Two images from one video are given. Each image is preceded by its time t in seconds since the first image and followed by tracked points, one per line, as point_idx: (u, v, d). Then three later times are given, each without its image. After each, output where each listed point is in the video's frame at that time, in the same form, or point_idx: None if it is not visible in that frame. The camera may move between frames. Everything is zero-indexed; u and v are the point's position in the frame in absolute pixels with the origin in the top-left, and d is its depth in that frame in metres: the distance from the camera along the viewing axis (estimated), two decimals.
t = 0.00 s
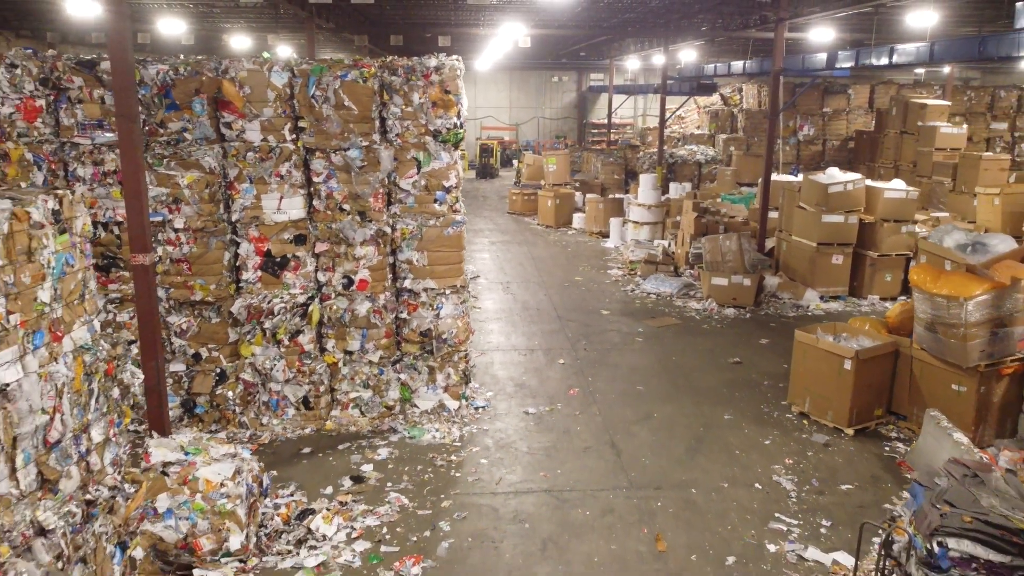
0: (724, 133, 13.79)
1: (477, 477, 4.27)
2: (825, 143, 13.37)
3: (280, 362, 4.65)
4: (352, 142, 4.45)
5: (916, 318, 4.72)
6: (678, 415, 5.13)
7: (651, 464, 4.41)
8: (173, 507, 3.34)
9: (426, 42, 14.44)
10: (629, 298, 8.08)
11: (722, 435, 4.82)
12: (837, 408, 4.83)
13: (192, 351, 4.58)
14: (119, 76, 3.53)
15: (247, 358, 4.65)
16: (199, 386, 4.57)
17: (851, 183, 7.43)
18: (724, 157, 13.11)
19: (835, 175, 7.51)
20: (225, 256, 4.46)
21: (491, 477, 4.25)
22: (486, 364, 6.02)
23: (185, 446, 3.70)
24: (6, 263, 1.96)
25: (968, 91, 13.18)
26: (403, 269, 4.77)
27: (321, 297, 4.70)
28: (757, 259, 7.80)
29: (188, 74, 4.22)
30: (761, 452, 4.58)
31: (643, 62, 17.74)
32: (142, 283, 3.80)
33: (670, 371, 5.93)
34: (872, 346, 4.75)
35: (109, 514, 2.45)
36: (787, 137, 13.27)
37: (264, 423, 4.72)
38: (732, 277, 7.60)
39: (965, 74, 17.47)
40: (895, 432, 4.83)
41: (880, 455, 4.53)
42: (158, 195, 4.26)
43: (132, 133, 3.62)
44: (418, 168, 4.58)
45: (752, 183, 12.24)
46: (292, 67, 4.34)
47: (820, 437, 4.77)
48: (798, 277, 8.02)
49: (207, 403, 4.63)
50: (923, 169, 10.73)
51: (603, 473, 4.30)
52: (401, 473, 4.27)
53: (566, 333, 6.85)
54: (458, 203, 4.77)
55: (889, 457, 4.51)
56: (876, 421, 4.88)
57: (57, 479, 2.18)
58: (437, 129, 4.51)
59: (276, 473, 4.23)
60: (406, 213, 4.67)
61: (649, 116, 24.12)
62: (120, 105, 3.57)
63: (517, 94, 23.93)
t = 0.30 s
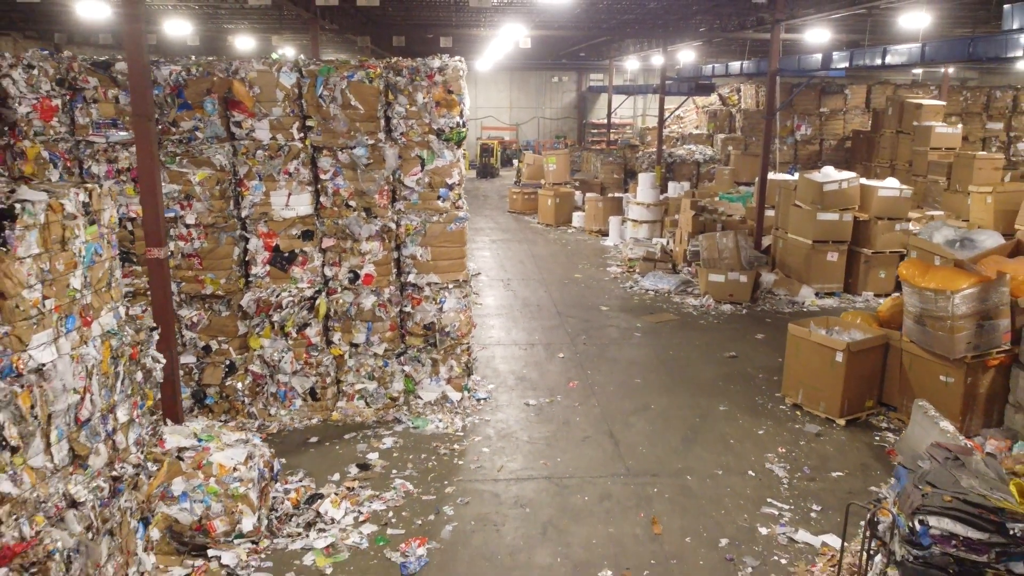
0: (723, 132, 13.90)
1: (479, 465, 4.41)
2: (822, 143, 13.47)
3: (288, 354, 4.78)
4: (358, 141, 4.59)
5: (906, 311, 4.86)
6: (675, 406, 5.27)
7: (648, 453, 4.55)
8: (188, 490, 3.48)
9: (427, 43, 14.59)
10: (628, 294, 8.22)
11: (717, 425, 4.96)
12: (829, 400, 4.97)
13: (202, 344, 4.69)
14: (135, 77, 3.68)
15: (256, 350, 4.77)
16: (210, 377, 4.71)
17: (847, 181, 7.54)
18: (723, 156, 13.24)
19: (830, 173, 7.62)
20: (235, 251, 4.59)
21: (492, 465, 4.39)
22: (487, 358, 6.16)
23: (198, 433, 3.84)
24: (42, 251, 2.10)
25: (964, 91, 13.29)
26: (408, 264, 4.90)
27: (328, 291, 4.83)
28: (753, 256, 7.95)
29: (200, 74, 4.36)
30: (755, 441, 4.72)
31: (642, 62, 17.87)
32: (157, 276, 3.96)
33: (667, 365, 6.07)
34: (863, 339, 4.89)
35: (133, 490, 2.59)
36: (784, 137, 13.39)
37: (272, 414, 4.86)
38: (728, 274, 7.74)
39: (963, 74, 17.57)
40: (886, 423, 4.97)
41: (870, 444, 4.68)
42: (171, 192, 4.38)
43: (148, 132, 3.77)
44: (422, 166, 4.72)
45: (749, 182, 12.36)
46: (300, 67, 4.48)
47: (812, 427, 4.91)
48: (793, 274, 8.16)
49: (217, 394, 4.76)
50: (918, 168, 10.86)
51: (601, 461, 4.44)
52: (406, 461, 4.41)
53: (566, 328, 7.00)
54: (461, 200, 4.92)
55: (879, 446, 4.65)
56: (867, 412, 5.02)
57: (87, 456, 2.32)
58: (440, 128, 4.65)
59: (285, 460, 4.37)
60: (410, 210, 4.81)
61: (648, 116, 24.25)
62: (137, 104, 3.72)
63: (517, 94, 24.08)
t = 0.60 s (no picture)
0: (721, 132, 14.03)
1: (481, 453, 4.55)
2: (819, 142, 13.59)
3: (295, 346, 4.93)
4: (364, 139, 4.73)
5: (895, 304, 5.00)
6: (671, 398, 5.41)
7: (644, 441, 4.70)
8: (201, 474, 3.64)
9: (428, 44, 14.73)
10: (626, 291, 8.36)
11: (713, 415, 5.10)
12: (821, 391, 5.11)
13: (211, 336, 4.84)
14: (151, 78, 3.84)
15: (264, 343, 4.92)
16: (219, 368, 4.84)
17: (842, 179, 7.66)
18: (721, 155, 13.39)
19: (825, 171, 7.72)
20: (244, 246, 4.72)
21: (494, 453, 4.54)
22: (488, 352, 6.30)
23: (210, 421, 3.98)
24: (74, 240, 2.24)
25: (960, 91, 13.41)
26: (411, 259, 5.05)
27: (334, 285, 4.98)
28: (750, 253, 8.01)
29: (211, 74, 4.50)
30: (749, 431, 4.86)
31: (642, 62, 18.01)
32: (171, 269, 4.11)
33: (665, 358, 6.22)
34: (854, 332, 5.03)
35: (155, 469, 2.74)
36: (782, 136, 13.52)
37: (280, 405, 5.00)
38: (725, 270, 7.88)
39: (960, 74, 17.69)
40: (877, 413, 5.11)
41: (861, 434, 4.82)
42: (182, 188, 4.52)
43: (163, 132, 3.93)
44: (425, 164, 4.87)
45: (747, 181, 12.50)
46: (308, 68, 4.62)
47: (805, 418, 5.05)
48: (790, 271, 8.29)
49: (226, 386, 4.90)
50: (913, 167, 11.00)
51: (600, 450, 4.59)
52: (411, 450, 4.55)
53: (566, 324, 7.13)
54: (463, 197, 5.07)
55: (870, 436, 4.79)
56: (858, 403, 5.16)
57: (114, 434, 2.46)
58: (444, 127, 4.79)
59: (293, 449, 4.51)
60: (414, 206, 4.95)
61: (648, 116, 24.40)
62: (152, 105, 3.87)
63: (517, 94, 24.23)
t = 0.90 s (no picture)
0: (719, 132, 14.15)
1: (482, 442, 4.69)
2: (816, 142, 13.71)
3: (302, 339, 5.07)
4: (369, 138, 4.88)
5: (885, 298, 5.14)
6: (668, 390, 5.55)
7: (641, 431, 4.84)
8: (214, 460, 3.78)
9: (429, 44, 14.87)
10: (625, 288, 8.51)
11: (708, 407, 5.24)
12: (813, 383, 5.25)
13: (221, 329, 4.97)
14: (165, 80, 4.00)
15: (272, 336, 5.05)
16: (228, 361, 4.98)
17: (836, 178, 7.79)
18: (719, 155, 13.53)
19: (820, 170, 7.87)
20: (252, 241, 4.87)
21: (495, 442, 4.68)
22: (489, 346, 6.45)
23: (221, 410, 4.13)
24: (102, 231, 2.38)
25: (956, 91, 13.51)
26: (415, 254, 5.18)
27: (340, 280, 5.12)
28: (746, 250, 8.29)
29: (221, 75, 4.65)
30: (743, 422, 5.00)
31: (641, 62, 18.15)
32: (184, 263, 4.27)
33: (663, 352, 6.36)
34: (845, 325, 5.17)
35: (174, 450, 2.89)
36: (779, 136, 13.64)
37: (287, 396, 5.14)
38: (722, 267, 8.01)
39: (957, 74, 17.79)
40: (867, 405, 5.25)
41: (851, 424, 4.96)
42: (193, 185, 4.66)
43: (177, 132, 4.10)
44: (429, 162, 5.01)
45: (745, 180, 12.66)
46: (315, 69, 4.76)
47: (798, 409, 5.20)
48: (786, 268, 8.44)
49: (235, 377, 5.04)
50: (909, 166, 11.12)
51: (598, 439, 4.73)
52: (415, 439, 4.70)
53: (565, 319, 7.28)
54: (465, 194, 5.18)
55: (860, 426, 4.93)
56: (850, 394, 5.30)
57: (137, 415, 2.61)
58: (446, 126, 4.93)
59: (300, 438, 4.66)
60: (418, 203, 5.09)
61: (647, 116, 24.54)
62: (166, 105, 4.05)
63: (518, 94, 24.38)
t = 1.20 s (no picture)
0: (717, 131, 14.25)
1: (484, 431, 4.84)
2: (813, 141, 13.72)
3: (309, 332, 5.21)
4: (374, 136, 5.01)
5: (876, 293, 5.27)
6: (665, 382, 5.69)
7: (639, 422, 4.98)
8: (226, 446, 3.93)
9: (431, 45, 15.01)
10: (624, 284, 8.65)
11: (704, 398, 5.39)
12: (806, 375, 5.39)
13: (229, 323, 5.10)
14: (178, 80, 4.20)
15: (279, 329, 5.19)
16: (237, 353, 5.13)
17: (831, 176, 7.92)
18: (717, 154, 13.67)
19: (816, 169, 8.01)
20: (261, 237, 5.01)
21: (496, 431, 4.82)
22: (491, 340, 6.59)
23: (232, 400, 4.26)
24: (126, 224, 2.52)
25: (952, 91, 13.61)
26: (418, 250, 5.33)
27: (345, 275, 5.26)
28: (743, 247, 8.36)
29: (231, 75, 4.78)
30: (738, 412, 5.15)
31: (640, 63, 18.28)
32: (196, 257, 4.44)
33: (660, 346, 6.50)
34: (837, 319, 5.31)
35: (192, 433, 3.03)
36: (776, 135, 13.76)
37: (294, 388, 5.28)
38: (719, 264, 8.19)
39: (954, 74, 17.87)
40: (858, 396, 5.39)
41: (843, 415, 5.10)
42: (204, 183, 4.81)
43: (189, 128, 4.27)
44: (432, 160, 5.15)
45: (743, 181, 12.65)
46: (322, 69, 4.89)
47: (791, 400, 5.34)
48: (781, 265, 8.56)
49: (243, 369, 5.17)
50: (905, 165, 11.24)
51: (596, 428, 4.88)
52: (418, 429, 4.84)
53: (565, 315, 7.42)
54: (467, 191, 5.36)
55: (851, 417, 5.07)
56: (842, 386, 5.45)
57: (158, 398, 2.75)
58: (449, 125, 5.08)
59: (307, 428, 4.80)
60: (421, 200, 5.23)
61: (646, 115, 24.68)
62: (179, 104, 4.21)
63: (518, 94, 24.52)
